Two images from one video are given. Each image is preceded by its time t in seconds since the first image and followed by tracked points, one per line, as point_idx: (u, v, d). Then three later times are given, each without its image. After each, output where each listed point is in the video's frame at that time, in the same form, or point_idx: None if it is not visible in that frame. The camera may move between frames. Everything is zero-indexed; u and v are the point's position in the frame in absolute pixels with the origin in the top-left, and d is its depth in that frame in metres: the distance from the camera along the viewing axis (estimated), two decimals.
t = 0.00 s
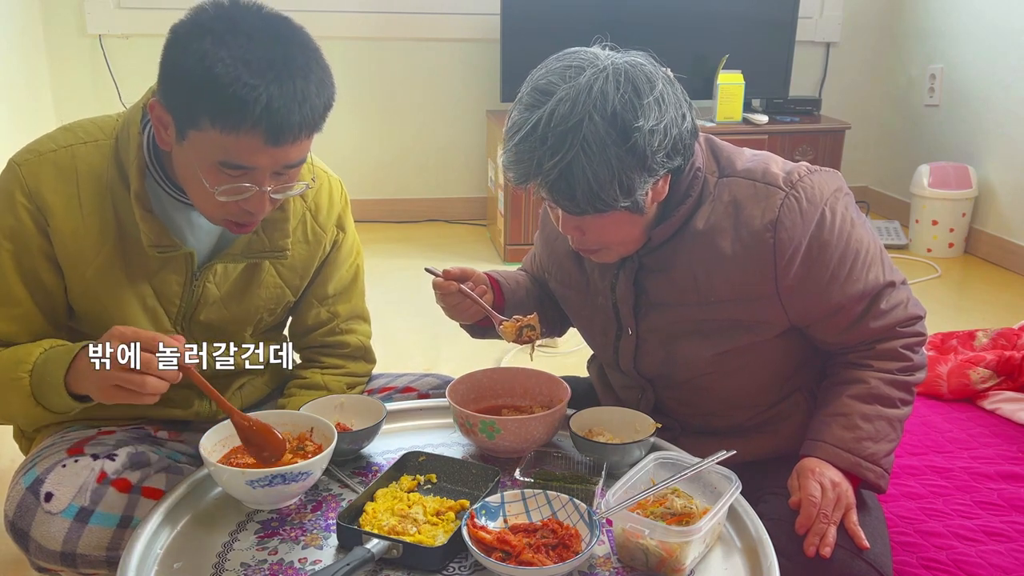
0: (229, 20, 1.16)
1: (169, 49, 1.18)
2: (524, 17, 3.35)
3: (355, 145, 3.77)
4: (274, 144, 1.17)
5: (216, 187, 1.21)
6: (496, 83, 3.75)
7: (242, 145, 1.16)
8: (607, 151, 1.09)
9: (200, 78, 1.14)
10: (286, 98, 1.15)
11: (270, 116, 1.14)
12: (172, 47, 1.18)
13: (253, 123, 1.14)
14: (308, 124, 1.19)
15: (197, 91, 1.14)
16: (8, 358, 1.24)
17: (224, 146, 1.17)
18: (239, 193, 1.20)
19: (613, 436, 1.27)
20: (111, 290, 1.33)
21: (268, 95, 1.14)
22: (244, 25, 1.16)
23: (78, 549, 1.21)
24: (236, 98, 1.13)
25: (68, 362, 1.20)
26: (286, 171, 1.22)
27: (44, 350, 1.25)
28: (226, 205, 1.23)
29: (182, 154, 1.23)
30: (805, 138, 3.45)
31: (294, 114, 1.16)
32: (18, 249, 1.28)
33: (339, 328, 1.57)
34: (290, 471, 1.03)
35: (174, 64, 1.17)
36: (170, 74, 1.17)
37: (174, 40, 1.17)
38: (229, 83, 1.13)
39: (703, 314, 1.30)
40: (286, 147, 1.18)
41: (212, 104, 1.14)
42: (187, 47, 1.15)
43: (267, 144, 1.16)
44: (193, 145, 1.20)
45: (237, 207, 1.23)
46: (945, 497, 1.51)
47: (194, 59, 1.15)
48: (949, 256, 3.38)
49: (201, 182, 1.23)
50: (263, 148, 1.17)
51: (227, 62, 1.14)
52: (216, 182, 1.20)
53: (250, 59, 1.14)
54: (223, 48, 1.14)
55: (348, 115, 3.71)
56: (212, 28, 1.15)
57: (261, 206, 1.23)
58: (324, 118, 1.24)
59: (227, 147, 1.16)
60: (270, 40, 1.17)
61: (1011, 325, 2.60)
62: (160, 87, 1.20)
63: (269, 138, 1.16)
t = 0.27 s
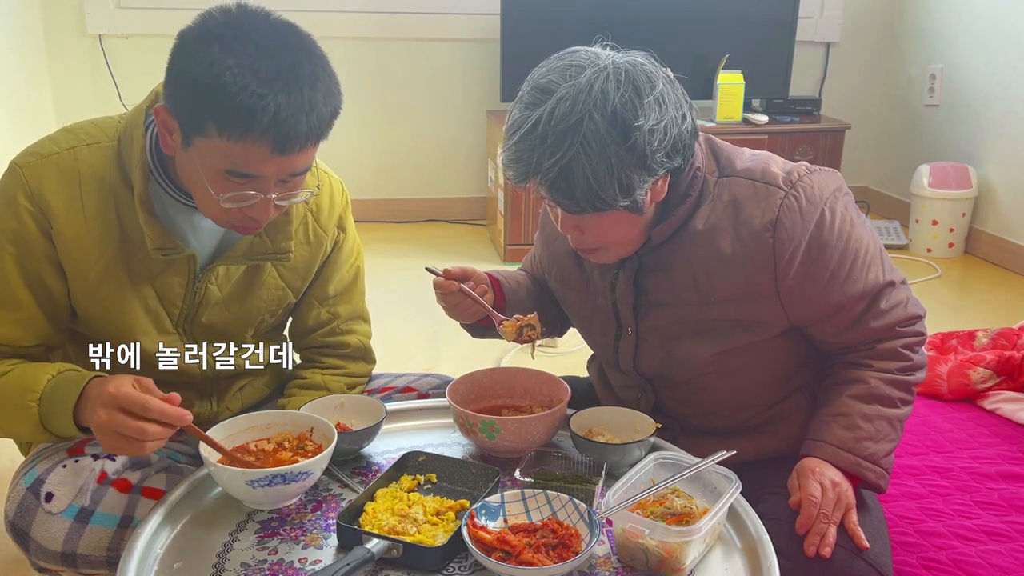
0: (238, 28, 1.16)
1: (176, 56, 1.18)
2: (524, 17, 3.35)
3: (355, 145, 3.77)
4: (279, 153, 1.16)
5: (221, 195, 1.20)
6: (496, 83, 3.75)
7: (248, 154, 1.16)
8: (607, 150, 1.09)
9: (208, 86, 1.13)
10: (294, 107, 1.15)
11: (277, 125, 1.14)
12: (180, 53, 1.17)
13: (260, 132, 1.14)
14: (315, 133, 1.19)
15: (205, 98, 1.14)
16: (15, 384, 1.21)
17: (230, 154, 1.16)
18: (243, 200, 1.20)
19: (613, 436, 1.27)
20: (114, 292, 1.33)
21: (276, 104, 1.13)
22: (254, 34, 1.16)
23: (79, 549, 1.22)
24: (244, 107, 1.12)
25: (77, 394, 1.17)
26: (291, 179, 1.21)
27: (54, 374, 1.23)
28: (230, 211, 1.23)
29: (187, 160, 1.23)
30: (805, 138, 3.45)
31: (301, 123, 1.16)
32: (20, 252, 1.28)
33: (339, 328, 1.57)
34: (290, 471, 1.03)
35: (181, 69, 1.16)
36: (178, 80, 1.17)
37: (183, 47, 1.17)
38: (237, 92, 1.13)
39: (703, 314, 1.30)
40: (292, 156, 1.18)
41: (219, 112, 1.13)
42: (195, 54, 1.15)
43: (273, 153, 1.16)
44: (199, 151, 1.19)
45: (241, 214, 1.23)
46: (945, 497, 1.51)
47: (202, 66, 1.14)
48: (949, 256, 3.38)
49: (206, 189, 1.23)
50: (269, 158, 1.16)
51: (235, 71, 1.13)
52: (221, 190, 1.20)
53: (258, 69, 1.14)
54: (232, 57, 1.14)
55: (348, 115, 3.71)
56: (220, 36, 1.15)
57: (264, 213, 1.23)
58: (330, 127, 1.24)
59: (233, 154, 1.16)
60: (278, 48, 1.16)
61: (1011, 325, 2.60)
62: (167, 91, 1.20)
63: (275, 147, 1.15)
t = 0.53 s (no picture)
0: (244, 38, 1.15)
1: (182, 65, 1.18)
2: (524, 17, 3.35)
3: (355, 145, 3.77)
4: (283, 165, 1.16)
5: (224, 204, 1.21)
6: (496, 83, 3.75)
7: (252, 165, 1.16)
8: (605, 150, 1.09)
9: (213, 97, 1.13)
10: (299, 120, 1.15)
11: (282, 136, 1.13)
12: (186, 62, 1.17)
13: (264, 144, 1.14)
14: (318, 145, 1.19)
15: (210, 109, 1.13)
16: (26, 397, 1.21)
17: (234, 164, 1.16)
18: (246, 209, 1.21)
19: (613, 436, 1.27)
20: (118, 293, 1.34)
21: (280, 116, 1.13)
22: (260, 45, 1.15)
23: (79, 549, 1.22)
24: (248, 119, 1.12)
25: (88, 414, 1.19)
26: (293, 189, 1.21)
27: (65, 387, 1.23)
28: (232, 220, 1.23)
29: (191, 167, 1.23)
30: (805, 138, 3.45)
31: (305, 134, 1.15)
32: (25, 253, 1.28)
33: (340, 328, 1.57)
34: (290, 471, 1.03)
35: (187, 78, 1.16)
36: (183, 88, 1.17)
37: (189, 55, 1.16)
38: (242, 103, 1.12)
39: (703, 314, 1.30)
40: (295, 167, 1.18)
41: (224, 123, 1.13)
42: (202, 64, 1.15)
43: (276, 165, 1.16)
44: (203, 160, 1.19)
45: (244, 222, 1.23)
46: (945, 497, 1.51)
47: (207, 76, 1.14)
48: (949, 256, 3.38)
49: (209, 198, 1.23)
50: (272, 169, 1.16)
51: (241, 82, 1.13)
52: (225, 199, 1.21)
53: (264, 81, 1.13)
54: (237, 68, 1.13)
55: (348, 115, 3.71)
56: (225, 48, 1.15)
57: (267, 221, 1.23)
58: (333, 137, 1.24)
59: (237, 165, 1.16)
60: (284, 58, 1.16)
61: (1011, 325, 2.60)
62: (172, 98, 1.19)
63: (278, 159, 1.15)
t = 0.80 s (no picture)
0: (248, 41, 1.15)
1: (185, 68, 1.18)
2: (524, 17, 3.35)
3: (355, 145, 3.77)
4: (286, 168, 1.16)
5: (226, 206, 1.21)
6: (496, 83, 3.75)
7: (255, 168, 1.16)
8: (603, 151, 1.09)
9: (216, 99, 1.13)
10: (302, 124, 1.15)
11: (284, 140, 1.14)
12: (189, 64, 1.17)
13: (267, 148, 1.14)
14: (321, 148, 1.19)
15: (213, 111, 1.14)
16: (24, 393, 1.21)
17: (236, 167, 1.16)
18: (248, 211, 1.21)
19: (613, 436, 1.27)
20: (119, 293, 1.34)
21: (284, 120, 1.13)
22: (264, 47, 1.15)
23: (79, 549, 1.22)
24: (251, 121, 1.12)
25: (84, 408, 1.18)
26: (296, 192, 1.21)
27: (61, 382, 1.22)
28: (235, 222, 1.23)
29: (194, 169, 1.23)
30: (805, 138, 3.45)
31: (307, 138, 1.15)
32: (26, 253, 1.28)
33: (341, 329, 1.57)
34: (290, 471, 1.03)
35: (190, 80, 1.16)
36: (186, 90, 1.17)
37: (192, 57, 1.16)
38: (245, 107, 1.12)
39: (703, 315, 1.30)
40: (298, 170, 1.18)
41: (227, 126, 1.13)
42: (205, 67, 1.15)
43: (279, 168, 1.16)
44: (205, 163, 1.19)
45: (246, 224, 1.23)
46: (945, 497, 1.51)
47: (211, 79, 1.14)
48: (949, 256, 3.38)
49: (213, 201, 1.23)
50: (275, 173, 1.16)
51: (244, 85, 1.13)
52: (227, 201, 1.21)
53: (268, 84, 1.13)
54: (240, 70, 1.13)
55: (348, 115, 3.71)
56: (229, 50, 1.15)
57: (269, 224, 1.23)
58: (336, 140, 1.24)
59: (239, 168, 1.16)
60: (287, 61, 1.16)
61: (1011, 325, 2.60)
62: (174, 99, 1.19)
63: (282, 162, 1.16)
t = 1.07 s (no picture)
0: (248, 40, 1.15)
1: (183, 69, 1.18)
2: (524, 17, 3.35)
3: (355, 145, 3.77)
4: (285, 167, 1.16)
5: (224, 206, 1.20)
6: (496, 83, 3.75)
7: (254, 167, 1.16)
8: (600, 152, 1.09)
9: (215, 99, 1.13)
10: (300, 123, 1.15)
11: (283, 140, 1.13)
12: (187, 65, 1.17)
13: (266, 147, 1.14)
14: (320, 148, 1.19)
15: (212, 111, 1.14)
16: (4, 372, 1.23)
17: (234, 166, 1.16)
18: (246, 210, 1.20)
19: (613, 436, 1.27)
20: (117, 290, 1.33)
21: (282, 119, 1.13)
22: (263, 47, 1.15)
23: (79, 549, 1.21)
24: (250, 121, 1.12)
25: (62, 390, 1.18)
26: (295, 191, 1.21)
27: (42, 361, 1.23)
28: (234, 221, 1.23)
29: (192, 168, 1.23)
30: (805, 138, 3.45)
31: (306, 137, 1.15)
32: (25, 247, 1.28)
33: (340, 328, 1.57)
34: (290, 471, 1.03)
35: (188, 80, 1.16)
36: (185, 90, 1.17)
37: (191, 58, 1.16)
38: (244, 106, 1.12)
39: (703, 315, 1.30)
40: (297, 170, 1.18)
41: (225, 126, 1.13)
42: (204, 67, 1.15)
43: (278, 168, 1.16)
44: (204, 162, 1.19)
45: (245, 223, 1.23)
46: (946, 497, 1.51)
47: (209, 79, 1.14)
48: (949, 256, 3.38)
49: (211, 200, 1.23)
50: (274, 172, 1.16)
51: (243, 85, 1.13)
52: (226, 200, 1.20)
53: (267, 84, 1.14)
54: (239, 70, 1.13)
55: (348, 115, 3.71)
56: (229, 49, 1.15)
57: (268, 223, 1.22)
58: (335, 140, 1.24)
59: (238, 167, 1.16)
60: (285, 61, 1.16)
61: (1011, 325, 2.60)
62: (173, 100, 1.20)
63: (280, 161, 1.15)
